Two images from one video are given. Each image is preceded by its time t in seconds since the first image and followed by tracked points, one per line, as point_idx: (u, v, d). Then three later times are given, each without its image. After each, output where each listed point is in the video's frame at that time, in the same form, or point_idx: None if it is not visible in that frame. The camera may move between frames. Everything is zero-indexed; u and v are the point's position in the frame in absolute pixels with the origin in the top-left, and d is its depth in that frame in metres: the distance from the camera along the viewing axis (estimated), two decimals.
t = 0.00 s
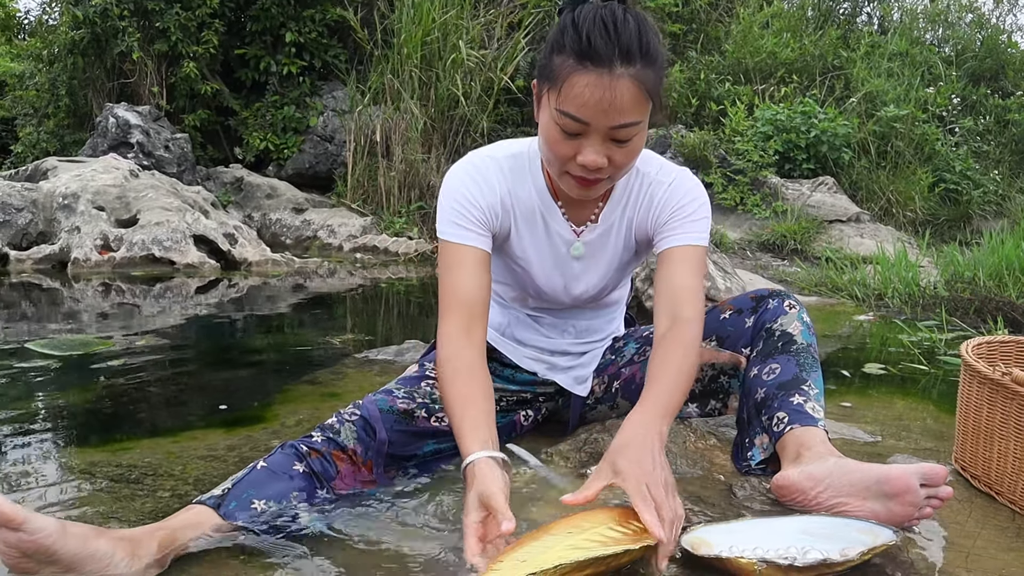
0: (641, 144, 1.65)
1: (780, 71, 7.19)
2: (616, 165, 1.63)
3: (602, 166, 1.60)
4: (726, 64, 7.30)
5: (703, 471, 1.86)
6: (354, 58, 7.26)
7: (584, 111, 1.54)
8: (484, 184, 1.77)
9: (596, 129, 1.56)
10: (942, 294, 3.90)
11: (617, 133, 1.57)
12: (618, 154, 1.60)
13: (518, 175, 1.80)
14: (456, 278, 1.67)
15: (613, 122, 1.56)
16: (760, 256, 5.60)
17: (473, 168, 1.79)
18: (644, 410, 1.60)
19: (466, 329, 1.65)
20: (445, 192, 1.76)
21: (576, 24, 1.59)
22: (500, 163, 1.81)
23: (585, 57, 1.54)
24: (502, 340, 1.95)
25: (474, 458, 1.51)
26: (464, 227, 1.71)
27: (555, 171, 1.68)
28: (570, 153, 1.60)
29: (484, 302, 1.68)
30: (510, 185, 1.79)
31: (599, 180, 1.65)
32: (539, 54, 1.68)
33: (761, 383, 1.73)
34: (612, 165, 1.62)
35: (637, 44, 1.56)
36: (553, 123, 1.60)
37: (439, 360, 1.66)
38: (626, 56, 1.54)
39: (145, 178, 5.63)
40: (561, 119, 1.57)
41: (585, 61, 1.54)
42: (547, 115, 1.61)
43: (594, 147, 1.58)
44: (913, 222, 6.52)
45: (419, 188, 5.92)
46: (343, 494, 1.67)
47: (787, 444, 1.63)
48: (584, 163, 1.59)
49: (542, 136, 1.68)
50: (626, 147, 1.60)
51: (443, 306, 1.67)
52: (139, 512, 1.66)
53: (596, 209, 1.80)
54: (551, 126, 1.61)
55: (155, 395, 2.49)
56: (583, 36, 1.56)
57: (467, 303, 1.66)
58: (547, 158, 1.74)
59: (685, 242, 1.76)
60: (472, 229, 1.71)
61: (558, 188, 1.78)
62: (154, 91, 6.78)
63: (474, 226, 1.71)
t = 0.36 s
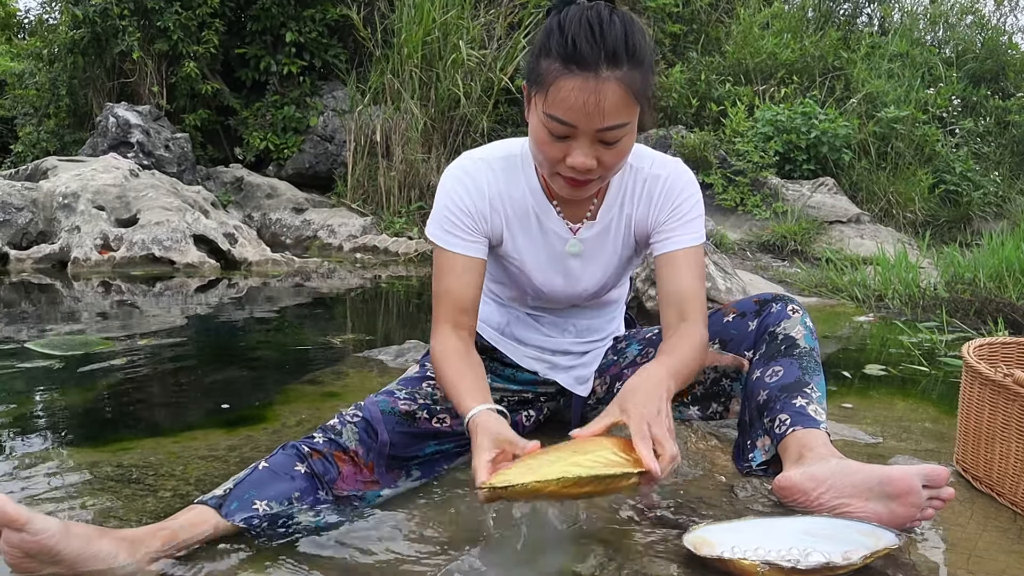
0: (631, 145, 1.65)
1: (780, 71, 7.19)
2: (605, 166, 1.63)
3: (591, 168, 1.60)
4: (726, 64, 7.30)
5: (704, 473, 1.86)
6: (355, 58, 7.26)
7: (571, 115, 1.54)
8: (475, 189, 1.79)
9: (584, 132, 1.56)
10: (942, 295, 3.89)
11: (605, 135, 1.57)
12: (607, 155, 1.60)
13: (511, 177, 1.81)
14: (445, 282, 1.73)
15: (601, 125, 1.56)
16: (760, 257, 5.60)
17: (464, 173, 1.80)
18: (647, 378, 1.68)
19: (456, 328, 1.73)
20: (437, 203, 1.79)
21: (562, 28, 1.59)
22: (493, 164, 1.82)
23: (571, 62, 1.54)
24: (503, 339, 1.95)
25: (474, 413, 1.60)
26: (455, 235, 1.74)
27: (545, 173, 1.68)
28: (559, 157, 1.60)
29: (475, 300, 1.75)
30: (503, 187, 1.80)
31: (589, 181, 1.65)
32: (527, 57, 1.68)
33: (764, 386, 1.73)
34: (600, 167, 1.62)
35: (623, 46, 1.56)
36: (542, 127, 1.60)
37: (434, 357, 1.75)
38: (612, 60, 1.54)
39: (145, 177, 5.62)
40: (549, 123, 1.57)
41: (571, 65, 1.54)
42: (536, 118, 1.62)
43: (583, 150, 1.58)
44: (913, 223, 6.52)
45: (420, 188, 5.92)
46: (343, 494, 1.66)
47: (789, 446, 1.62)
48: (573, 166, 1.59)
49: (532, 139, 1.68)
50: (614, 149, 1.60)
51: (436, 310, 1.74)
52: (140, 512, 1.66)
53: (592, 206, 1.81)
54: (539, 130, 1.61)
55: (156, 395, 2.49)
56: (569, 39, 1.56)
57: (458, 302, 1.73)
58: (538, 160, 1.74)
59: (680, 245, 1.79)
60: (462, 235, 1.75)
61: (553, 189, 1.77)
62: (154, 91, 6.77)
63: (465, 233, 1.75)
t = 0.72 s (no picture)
0: (635, 128, 1.66)
1: (781, 73, 7.19)
2: (613, 149, 1.63)
3: (600, 152, 1.61)
4: (727, 66, 7.31)
5: (705, 475, 1.86)
6: (355, 59, 7.26)
7: (578, 102, 1.55)
8: (476, 182, 1.82)
9: (591, 117, 1.56)
10: (942, 296, 3.89)
11: (613, 119, 1.57)
12: (614, 139, 1.61)
13: (511, 170, 1.83)
14: (462, 277, 1.85)
15: (608, 109, 1.56)
16: (760, 258, 5.60)
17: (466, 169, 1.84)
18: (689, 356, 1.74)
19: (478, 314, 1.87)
20: (442, 198, 1.84)
21: (561, 20, 1.59)
22: (494, 157, 1.85)
23: (573, 51, 1.54)
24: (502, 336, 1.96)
25: (517, 391, 1.72)
26: (457, 231, 1.82)
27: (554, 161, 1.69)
28: (569, 143, 1.60)
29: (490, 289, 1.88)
30: (504, 179, 1.82)
31: (597, 165, 1.65)
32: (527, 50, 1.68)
33: (764, 390, 1.73)
34: (609, 150, 1.62)
35: (623, 32, 1.56)
36: (549, 116, 1.60)
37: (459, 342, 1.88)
38: (613, 46, 1.54)
39: (146, 178, 5.63)
40: (557, 112, 1.58)
41: (574, 54, 1.55)
42: (542, 108, 1.62)
43: (591, 134, 1.58)
44: (914, 225, 6.51)
45: (420, 189, 5.92)
46: (343, 495, 1.63)
47: (789, 449, 1.62)
48: (584, 151, 1.59)
49: (538, 128, 1.68)
50: (621, 132, 1.61)
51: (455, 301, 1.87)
52: (140, 513, 1.66)
53: (594, 189, 1.82)
54: (547, 119, 1.62)
55: (156, 396, 2.48)
56: (570, 30, 1.56)
57: (476, 291, 1.86)
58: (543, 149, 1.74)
59: (680, 233, 1.89)
60: (467, 229, 1.81)
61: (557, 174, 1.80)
62: (154, 92, 6.78)
63: (473, 230, 1.82)
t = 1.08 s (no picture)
0: (645, 137, 1.66)
1: (782, 72, 7.19)
2: (624, 160, 1.64)
3: (611, 163, 1.61)
4: (728, 66, 7.30)
5: (705, 475, 1.85)
6: (357, 59, 7.27)
7: (587, 115, 1.56)
8: (483, 183, 1.81)
9: (601, 130, 1.57)
10: (944, 296, 3.88)
11: (622, 131, 1.58)
12: (625, 149, 1.61)
13: (517, 171, 1.82)
14: (458, 276, 1.84)
15: (618, 121, 1.57)
16: (761, 258, 5.59)
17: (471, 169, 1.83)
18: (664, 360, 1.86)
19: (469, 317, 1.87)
20: (448, 198, 1.83)
21: (569, 32, 1.59)
22: (501, 159, 1.84)
23: (582, 66, 1.55)
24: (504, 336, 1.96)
25: (516, 401, 1.75)
26: (461, 232, 1.81)
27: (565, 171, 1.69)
28: (580, 155, 1.61)
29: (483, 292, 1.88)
30: (512, 180, 1.82)
31: (608, 176, 1.66)
32: (536, 62, 1.69)
33: (764, 391, 1.73)
34: (619, 160, 1.63)
35: (631, 44, 1.56)
36: (560, 129, 1.61)
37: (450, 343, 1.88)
38: (622, 60, 1.54)
39: (148, 178, 5.64)
40: (567, 125, 1.58)
41: (582, 68, 1.55)
42: (552, 122, 1.63)
43: (602, 146, 1.59)
44: (915, 224, 6.50)
45: (421, 189, 5.93)
46: (343, 495, 1.66)
47: (788, 449, 1.63)
48: (594, 163, 1.60)
49: (549, 139, 1.69)
50: (631, 143, 1.61)
51: (448, 299, 1.87)
52: (140, 512, 1.66)
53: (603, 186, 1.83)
54: (557, 132, 1.62)
55: (157, 395, 2.49)
56: (578, 43, 1.56)
57: (470, 294, 1.86)
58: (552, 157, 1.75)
59: (677, 223, 1.95)
60: (471, 232, 1.81)
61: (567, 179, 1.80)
62: (156, 91, 6.79)
63: (473, 231, 1.81)
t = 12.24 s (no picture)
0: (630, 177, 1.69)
1: (775, 103, 7.28)
2: (605, 199, 1.69)
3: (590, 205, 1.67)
4: (722, 96, 7.36)
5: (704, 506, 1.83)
6: (354, 89, 7.33)
7: (575, 167, 1.59)
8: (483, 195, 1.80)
9: (585, 182, 1.61)
10: (938, 325, 3.89)
11: (606, 182, 1.62)
12: (607, 193, 1.67)
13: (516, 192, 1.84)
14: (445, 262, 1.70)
15: (602, 176, 1.60)
16: (757, 287, 5.62)
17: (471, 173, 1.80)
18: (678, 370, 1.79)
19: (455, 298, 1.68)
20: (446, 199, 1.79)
21: (567, 82, 1.53)
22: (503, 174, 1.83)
23: (573, 126, 1.53)
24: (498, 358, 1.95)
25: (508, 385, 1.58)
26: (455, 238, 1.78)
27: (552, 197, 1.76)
28: (564, 193, 1.67)
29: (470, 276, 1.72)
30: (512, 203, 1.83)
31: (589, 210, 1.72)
32: (533, 84, 1.65)
33: (755, 413, 1.74)
34: (601, 200, 1.69)
35: (625, 106, 1.53)
36: (548, 168, 1.64)
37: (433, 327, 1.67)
38: (614, 125, 1.52)
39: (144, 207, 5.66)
40: (554, 170, 1.62)
41: (573, 128, 1.53)
42: (541, 156, 1.65)
43: (584, 192, 1.64)
44: (908, 253, 6.55)
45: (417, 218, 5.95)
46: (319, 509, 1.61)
47: (787, 474, 1.63)
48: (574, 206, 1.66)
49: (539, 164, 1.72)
50: (615, 188, 1.66)
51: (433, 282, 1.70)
52: (134, 545, 1.64)
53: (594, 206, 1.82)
54: (546, 168, 1.66)
55: (151, 426, 2.47)
56: (573, 99, 1.52)
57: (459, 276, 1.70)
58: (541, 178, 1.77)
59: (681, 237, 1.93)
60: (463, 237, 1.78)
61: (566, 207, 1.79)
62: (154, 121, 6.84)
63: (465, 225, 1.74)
